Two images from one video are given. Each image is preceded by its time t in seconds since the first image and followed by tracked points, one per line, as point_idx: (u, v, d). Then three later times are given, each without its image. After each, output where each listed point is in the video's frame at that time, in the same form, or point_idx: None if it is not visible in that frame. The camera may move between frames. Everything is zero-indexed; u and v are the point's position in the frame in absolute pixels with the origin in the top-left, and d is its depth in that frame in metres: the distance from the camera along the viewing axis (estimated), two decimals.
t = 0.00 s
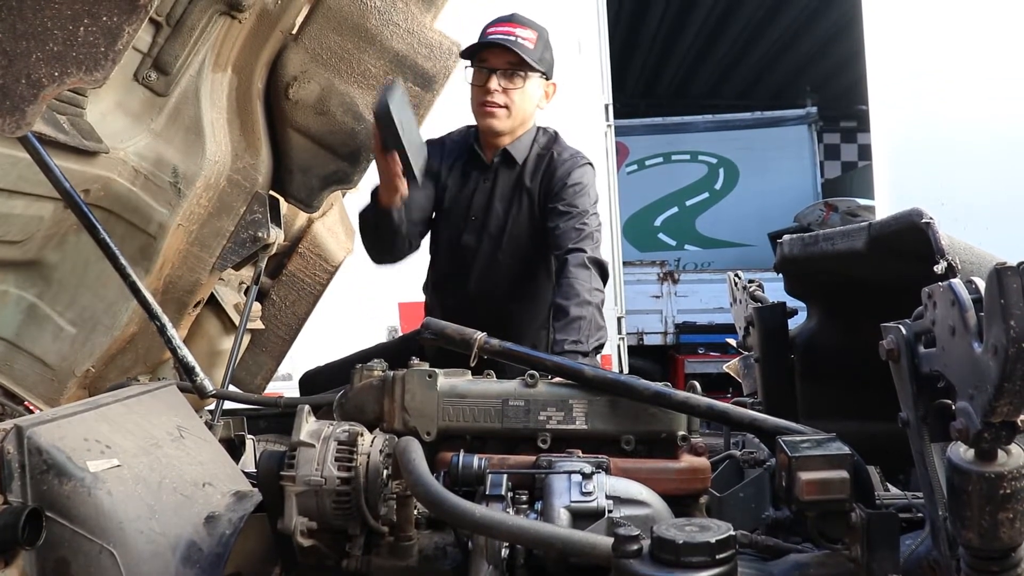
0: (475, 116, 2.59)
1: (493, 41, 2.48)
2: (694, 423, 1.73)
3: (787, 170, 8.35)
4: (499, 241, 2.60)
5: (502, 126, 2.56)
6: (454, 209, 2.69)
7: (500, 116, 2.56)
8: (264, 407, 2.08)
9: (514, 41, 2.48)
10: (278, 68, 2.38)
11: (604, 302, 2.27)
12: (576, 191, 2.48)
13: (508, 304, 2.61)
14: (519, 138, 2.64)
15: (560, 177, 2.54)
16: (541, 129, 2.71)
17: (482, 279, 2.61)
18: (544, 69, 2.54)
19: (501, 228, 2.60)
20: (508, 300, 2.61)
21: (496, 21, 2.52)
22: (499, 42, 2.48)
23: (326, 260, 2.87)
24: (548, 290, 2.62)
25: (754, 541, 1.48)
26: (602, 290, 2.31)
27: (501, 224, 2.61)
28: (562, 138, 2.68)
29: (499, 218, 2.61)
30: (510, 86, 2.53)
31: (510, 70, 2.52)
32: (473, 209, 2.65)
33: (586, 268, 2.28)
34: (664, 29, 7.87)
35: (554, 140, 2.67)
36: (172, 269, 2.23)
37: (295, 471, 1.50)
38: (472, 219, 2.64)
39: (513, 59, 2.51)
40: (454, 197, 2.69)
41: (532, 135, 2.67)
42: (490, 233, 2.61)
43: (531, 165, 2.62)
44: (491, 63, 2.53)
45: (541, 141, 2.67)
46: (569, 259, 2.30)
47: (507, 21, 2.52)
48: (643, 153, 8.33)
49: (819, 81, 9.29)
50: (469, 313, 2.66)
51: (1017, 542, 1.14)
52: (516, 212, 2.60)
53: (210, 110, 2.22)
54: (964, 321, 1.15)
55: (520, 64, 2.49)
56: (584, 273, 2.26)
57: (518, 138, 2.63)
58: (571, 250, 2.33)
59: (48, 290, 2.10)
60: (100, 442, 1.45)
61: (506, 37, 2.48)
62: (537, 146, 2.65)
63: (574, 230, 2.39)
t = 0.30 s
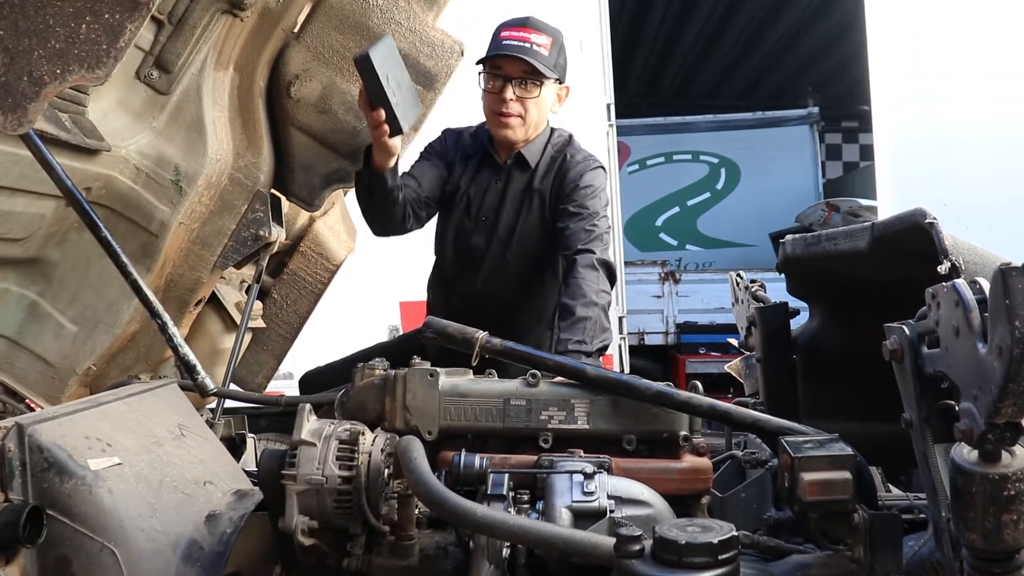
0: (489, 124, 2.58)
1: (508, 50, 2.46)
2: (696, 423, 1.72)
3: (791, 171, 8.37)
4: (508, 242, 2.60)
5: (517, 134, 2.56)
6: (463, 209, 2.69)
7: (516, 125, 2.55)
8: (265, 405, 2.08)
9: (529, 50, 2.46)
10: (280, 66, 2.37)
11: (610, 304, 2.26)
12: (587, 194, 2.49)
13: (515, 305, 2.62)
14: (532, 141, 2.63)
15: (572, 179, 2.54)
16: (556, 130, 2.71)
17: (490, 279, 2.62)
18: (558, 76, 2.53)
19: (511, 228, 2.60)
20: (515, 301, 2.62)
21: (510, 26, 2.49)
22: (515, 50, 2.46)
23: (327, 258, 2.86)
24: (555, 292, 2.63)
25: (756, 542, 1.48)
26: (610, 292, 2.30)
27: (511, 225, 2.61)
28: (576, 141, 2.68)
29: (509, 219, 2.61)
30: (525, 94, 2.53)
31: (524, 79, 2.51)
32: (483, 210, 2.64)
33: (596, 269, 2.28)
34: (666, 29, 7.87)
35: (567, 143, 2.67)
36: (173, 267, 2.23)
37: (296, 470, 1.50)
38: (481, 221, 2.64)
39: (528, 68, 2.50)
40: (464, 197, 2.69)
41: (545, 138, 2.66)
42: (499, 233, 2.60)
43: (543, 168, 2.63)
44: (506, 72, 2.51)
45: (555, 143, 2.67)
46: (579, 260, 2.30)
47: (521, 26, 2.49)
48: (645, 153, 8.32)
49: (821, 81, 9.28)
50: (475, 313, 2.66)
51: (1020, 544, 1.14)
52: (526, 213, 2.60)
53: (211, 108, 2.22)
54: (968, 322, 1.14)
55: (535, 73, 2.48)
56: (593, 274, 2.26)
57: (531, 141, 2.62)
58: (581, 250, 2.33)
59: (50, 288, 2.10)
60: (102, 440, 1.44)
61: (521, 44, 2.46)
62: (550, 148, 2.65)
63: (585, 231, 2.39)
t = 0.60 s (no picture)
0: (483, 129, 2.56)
1: (502, 54, 2.43)
2: (701, 421, 1.70)
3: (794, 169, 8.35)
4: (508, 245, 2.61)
5: (512, 138, 2.53)
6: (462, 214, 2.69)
7: (510, 129, 2.52)
8: (270, 404, 2.08)
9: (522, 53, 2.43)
10: (283, 65, 2.36)
11: (611, 299, 2.26)
12: (583, 192, 2.48)
13: (518, 306, 2.64)
14: (526, 143, 2.62)
15: (567, 178, 2.54)
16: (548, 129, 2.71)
17: (492, 283, 2.64)
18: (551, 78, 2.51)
19: (509, 232, 2.61)
20: (518, 303, 2.64)
21: (500, 30, 2.45)
22: (507, 55, 2.42)
23: (330, 257, 2.86)
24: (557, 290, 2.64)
25: (761, 540, 1.47)
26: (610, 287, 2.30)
27: (509, 228, 2.62)
28: (569, 139, 2.66)
29: (507, 222, 2.62)
30: (520, 98, 2.50)
31: (518, 83, 2.47)
32: (481, 215, 2.65)
33: (594, 266, 2.27)
34: (669, 27, 7.86)
35: (561, 141, 2.66)
36: (176, 266, 2.22)
37: (299, 469, 1.49)
38: (480, 226, 2.65)
39: (521, 71, 2.46)
40: (461, 202, 2.68)
41: (538, 139, 2.65)
42: (499, 237, 2.62)
43: (538, 168, 2.62)
44: (499, 76, 2.48)
45: (548, 142, 2.66)
46: (577, 257, 2.29)
47: (512, 29, 2.46)
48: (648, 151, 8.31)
49: (824, 79, 9.26)
50: (480, 317, 2.69)
51: None
52: (524, 215, 2.61)
53: (214, 107, 2.22)
54: (975, 319, 1.14)
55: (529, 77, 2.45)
56: (592, 271, 2.25)
57: (525, 143, 2.61)
58: (579, 248, 2.32)
59: (53, 288, 2.10)
60: (105, 439, 1.44)
61: (513, 49, 2.43)
62: (544, 146, 2.65)
63: (581, 229, 2.38)
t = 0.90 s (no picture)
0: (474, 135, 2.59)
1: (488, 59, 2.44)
2: (706, 420, 1.69)
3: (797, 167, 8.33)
4: (506, 247, 2.65)
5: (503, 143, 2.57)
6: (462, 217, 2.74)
7: (500, 134, 2.56)
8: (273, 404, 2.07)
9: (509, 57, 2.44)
10: (285, 65, 2.36)
11: (609, 295, 2.26)
12: (573, 190, 2.49)
13: (519, 305, 2.68)
14: (515, 145, 2.64)
15: (557, 177, 2.55)
16: (538, 131, 2.73)
17: (493, 284, 2.68)
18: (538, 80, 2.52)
19: (503, 234, 2.66)
20: (520, 302, 2.68)
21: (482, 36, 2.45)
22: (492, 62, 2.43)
23: (334, 257, 2.86)
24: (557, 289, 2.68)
25: (767, 539, 1.47)
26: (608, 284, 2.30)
27: (507, 229, 2.65)
28: (557, 139, 2.68)
29: (504, 224, 2.66)
30: (508, 104, 2.52)
31: (506, 87, 2.49)
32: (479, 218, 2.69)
33: (590, 264, 2.26)
34: (671, 25, 7.85)
35: (551, 141, 2.68)
36: (179, 267, 2.22)
37: (303, 469, 1.49)
38: (479, 228, 2.70)
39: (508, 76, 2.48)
40: (455, 206, 2.74)
41: (527, 141, 2.67)
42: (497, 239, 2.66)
43: (529, 170, 2.64)
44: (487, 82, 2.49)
45: (538, 143, 2.68)
46: (572, 256, 2.28)
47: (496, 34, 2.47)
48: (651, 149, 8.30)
49: (828, 76, 9.24)
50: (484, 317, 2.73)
51: None
52: (519, 217, 2.64)
53: (217, 107, 2.21)
54: (982, 317, 1.13)
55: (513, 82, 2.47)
56: (587, 269, 2.25)
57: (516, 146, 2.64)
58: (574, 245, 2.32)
59: (57, 288, 2.10)
60: (109, 440, 1.44)
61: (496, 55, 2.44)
62: (535, 148, 2.67)
63: (574, 227, 2.38)
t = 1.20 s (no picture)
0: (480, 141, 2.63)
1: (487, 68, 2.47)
2: (712, 419, 1.69)
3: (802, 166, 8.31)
4: (513, 245, 2.64)
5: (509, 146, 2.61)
6: (472, 217, 2.76)
7: (505, 138, 2.60)
8: (279, 402, 2.07)
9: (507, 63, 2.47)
10: (291, 63, 2.37)
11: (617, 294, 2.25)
12: (582, 188, 2.49)
13: (526, 304, 2.67)
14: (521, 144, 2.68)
15: (565, 175, 2.54)
16: (546, 129, 2.75)
17: (500, 282, 2.67)
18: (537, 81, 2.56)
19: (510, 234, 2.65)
20: (526, 301, 2.66)
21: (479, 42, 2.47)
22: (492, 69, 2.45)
23: (339, 255, 2.85)
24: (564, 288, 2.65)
25: (773, 540, 1.48)
26: (615, 282, 2.29)
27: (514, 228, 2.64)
28: (566, 136, 2.71)
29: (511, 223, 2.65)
30: (510, 109, 2.56)
31: (507, 94, 2.53)
32: (487, 217, 2.70)
33: (598, 261, 2.26)
34: (676, 24, 7.84)
35: (558, 139, 2.69)
36: (185, 265, 2.22)
37: (309, 469, 1.49)
38: (488, 227, 2.70)
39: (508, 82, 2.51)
40: (462, 210, 2.78)
41: (533, 140, 2.69)
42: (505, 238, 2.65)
43: (536, 168, 2.65)
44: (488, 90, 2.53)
45: (544, 142, 2.70)
46: (580, 253, 2.28)
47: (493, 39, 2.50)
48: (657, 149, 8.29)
49: (833, 75, 9.22)
50: (490, 316, 2.71)
51: None
52: (526, 214, 2.63)
53: (222, 105, 2.21)
54: (991, 318, 1.12)
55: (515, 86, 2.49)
56: (596, 267, 2.24)
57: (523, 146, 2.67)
58: (582, 243, 2.32)
59: (62, 287, 2.10)
60: (115, 439, 1.44)
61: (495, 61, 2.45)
62: (542, 146, 2.69)
63: (581, 225, 2.38)
